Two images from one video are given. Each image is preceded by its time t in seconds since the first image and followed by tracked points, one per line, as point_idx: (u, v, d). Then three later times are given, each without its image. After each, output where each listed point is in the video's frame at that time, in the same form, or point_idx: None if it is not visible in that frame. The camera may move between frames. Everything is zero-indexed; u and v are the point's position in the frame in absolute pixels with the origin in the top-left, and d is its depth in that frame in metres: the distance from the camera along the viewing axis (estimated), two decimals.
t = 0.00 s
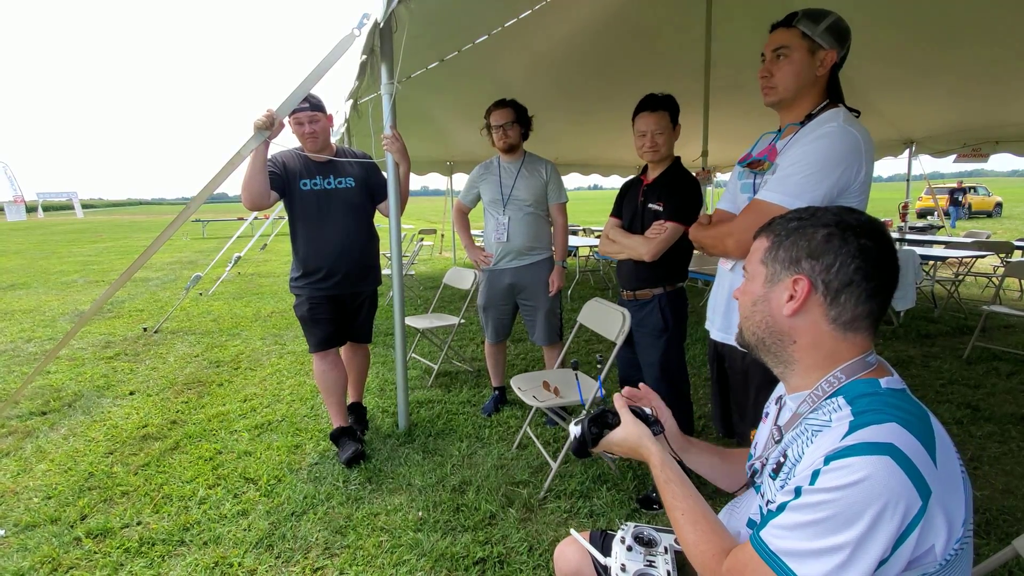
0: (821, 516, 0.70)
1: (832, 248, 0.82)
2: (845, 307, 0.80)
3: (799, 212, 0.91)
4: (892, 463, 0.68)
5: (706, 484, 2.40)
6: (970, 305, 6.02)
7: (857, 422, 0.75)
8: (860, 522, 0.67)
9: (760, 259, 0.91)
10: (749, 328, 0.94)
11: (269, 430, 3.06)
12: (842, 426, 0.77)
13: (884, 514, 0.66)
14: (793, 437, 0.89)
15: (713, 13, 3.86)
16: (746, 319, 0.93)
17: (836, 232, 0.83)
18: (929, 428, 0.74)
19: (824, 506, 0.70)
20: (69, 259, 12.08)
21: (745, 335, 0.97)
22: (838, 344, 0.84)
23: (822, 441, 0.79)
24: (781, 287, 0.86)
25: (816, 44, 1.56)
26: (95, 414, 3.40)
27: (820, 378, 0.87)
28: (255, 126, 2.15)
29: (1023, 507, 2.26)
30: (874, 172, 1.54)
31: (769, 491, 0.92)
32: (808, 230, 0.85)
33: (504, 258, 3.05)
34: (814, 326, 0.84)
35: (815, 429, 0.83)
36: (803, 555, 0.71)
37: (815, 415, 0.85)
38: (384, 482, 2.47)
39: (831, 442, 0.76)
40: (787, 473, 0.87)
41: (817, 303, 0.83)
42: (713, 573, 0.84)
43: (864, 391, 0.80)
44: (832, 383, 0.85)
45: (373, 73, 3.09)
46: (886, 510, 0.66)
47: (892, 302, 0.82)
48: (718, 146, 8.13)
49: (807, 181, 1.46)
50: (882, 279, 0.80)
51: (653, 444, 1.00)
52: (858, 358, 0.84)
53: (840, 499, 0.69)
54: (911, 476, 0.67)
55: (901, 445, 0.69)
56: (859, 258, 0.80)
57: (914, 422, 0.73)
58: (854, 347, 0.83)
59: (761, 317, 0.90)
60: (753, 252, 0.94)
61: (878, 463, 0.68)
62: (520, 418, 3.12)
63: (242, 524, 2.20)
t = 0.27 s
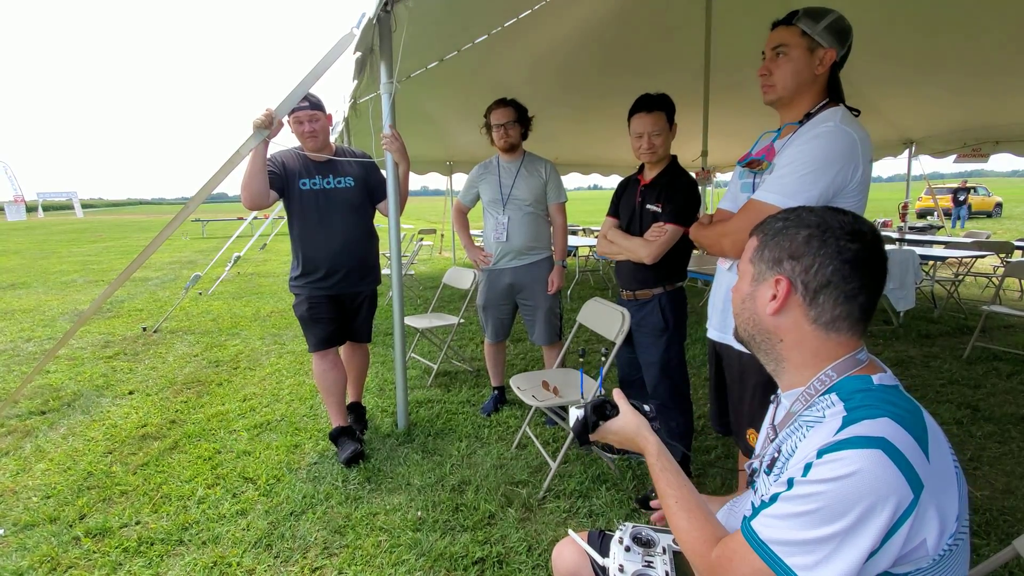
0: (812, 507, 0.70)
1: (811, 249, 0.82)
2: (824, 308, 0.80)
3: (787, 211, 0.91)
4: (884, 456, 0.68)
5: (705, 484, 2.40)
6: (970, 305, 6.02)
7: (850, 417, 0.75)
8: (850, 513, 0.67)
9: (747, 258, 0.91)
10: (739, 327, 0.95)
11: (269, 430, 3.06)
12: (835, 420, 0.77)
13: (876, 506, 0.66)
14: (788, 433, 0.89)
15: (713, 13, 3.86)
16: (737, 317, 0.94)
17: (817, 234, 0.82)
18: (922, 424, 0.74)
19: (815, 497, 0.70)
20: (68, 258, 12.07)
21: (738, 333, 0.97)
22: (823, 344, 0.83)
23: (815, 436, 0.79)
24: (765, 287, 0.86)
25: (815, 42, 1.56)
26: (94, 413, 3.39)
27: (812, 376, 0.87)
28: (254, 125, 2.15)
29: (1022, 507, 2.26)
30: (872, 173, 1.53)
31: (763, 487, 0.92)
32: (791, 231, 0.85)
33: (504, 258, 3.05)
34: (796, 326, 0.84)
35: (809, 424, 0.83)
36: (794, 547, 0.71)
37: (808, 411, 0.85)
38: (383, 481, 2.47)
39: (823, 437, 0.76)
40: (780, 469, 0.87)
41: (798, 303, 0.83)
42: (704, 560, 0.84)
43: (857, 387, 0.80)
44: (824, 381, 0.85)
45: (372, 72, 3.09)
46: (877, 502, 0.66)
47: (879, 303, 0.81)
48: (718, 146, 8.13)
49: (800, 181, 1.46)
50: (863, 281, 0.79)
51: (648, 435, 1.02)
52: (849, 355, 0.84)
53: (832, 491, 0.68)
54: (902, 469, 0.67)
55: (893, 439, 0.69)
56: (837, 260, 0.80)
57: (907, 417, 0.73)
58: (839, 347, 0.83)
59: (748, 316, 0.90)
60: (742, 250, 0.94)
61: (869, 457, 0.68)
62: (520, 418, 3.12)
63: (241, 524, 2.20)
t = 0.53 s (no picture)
0: (804, 506, 0.70)
1: (799, 254, 0.82)
2: (813, 312, 0.81)
3: (780, 214, 0.90)
4: (875, 457, 0.68)
5: (704, 485, 2.40)
6: (969, 306, 6.02)
7: (843, 417, 0.75)
8: (841, 513, 0.67)
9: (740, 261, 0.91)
10: (735, 327, 0.96)
11: (268, 431, 3.06)
12: (829, 421, 0.77)
13: (866, 506, 0.67)
14: (784, 434, 0.89)
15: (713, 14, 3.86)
16: (733, 319, 0.95)
17: (805, 239, 0.82)
18: (915, 425, 0.74)
19: (807, 497, 0.70)
20: (67, 259, 12.06)
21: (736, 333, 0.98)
22: (816, 347, 0.84)
23: (809, 436, 0.79)
24: (757, 290, 0.87)
25: (814, 44, 1.56)
26: (93, 415, 3.39)
27: (808, 377, 0.87)
28: (253, 126, 2.15)
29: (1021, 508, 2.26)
30: (870, 175, 1.54)
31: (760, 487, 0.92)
32: (780, 235, 0.85)
33: (503, 259, 3.05)
34: (788, 329, 0.85)
35: (804, 425, 0.83)
36: (786, 546, 0.71)
37: (804, 412, 0.85)
38: (382, 483, 2.46)
39: (817, 438, 0.76)
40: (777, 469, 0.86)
41: (788, 306, 0.83)
42: (701, 559, 0.84)
43: (852, 389, 0.79)
44: (818, 383, 0.85)
45: (371, 74, 3.09)
46: (869, 502, 0.66)
47: (871, 306, 0.81)
48: (717, 147, 8.14)
49: (796, 184, 1.47)
50: (852, 285, 0.79)
51: (651, 436, 1.02)
52: (844, 356, 0.84)
53: (824, 491, 0.69)
54: (894, 470, 0.67)
55: (884, 440, 0.69)
56: (824, 265, 0.80)
57: (900, 418, 0.73)
58: (832, 349, 0.83)
59: (743, 318, 0.91)
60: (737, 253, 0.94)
61: (861, 458, 0.68)
62: (519, 419, 3.11)
63: (240, 525, 2.19)
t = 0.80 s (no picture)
0: (812, 506, 0.70)
1: (806, 256, 0.82)
2: (823, 313, 0.81)
3: (778, 217, 0.91)
4: (884, 456, 0.68)
5: (702, 486, 2.40)
6: (966, 307, 6.03)
7: (850, 416, 0.75)
8: (850, 512, 0.67)
9: (742, 266, 0.91)
10: (738, 332, 0.95)
11: (265, 432, 3.06)
12: (835, 421, 0.77)
13: (876, 506, 0.67)
14: (788, 434, 0.89)
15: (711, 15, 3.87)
16: (735, 324, 0.94)
17: (810, 241, 0.83)
18: (921, 424, 0.74)
19: (816, 496, 0.70)
20: (65, 260, 12.05)
21: (738, 337, 0.97)
22: (823, 348, 0.84)
23: (815, 436, 0.79)
24: (763, 294, 0.86)
25: (811, 46, 1.57)
26: (91, 416, 3.39)
27: (813, 378, 0.88)
28: (252, 127, 2.15)
29: (1018, 508, 2.27)
30: (867, 177, 1.55)
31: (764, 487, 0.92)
32: (784, 238, 0.85)
33: (502, 261, 3.05)
34: (797, 331, 0.84)
35: (809, 426, 0.83)
36: (794, 545, 0.71)
37: (808, 412, 0.85)
38: (380, 484, 2.46)
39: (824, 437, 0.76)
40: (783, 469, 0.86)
41: (797, 309, 0.83)
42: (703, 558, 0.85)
43: (857, 389, 0.80)
44: (824, 384, 0.86)
45: (370, 75, 3.09)
46: (879, 502, 0.66)
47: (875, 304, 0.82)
48: (715, 148, 8.15)
49: (797, 186, 1.47)
50: (860, 284, 0.80)
51: (664, 441, 1.03)
52: (848, 358, 0.85)
53: (834, 490, 0.69)
54: (902, 469, 0.68)
55: (892, 439, 0.69)
56: (834, 265, 0.80)
57: (906, 418, 0.73)
58: (840, 349, 0.84)
59: (748, 323, 0.90)
60: (737, 257, 0.94)
61: (869, 457, 0.68)
62: (517, 420, 3.12)
63: (238, 527, 2.19)
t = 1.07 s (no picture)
0: (819, 508, 0.70)
1: (800, 260, 0.82)
2: (820, 316, 0.81)
3: (770, 221, 0.91)
4: (886, 456, 0.69)
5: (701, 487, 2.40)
6: (964, 308, 6.05)
7: (850, 417, 0.76)
8: (855, 513, 0.68)
9: (737, 271, 0.91)
10: (735, 336, 0.95)
11: (264, 433, 3.06)
12: (835, 422, 0.77)
13: (880, 507, 0.67)
14: (788, 436, 0.89)
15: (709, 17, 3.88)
16: (731, 329, 0.95)
17: (804, 244, 0.83)
18: (920, 424, 0.75)
19: (822, 499, 0.70)
20: (64, 261, 12.04)
21: (734, 341, 0.97)
22: (821, 350, 0.85)
23: (816, 437, 0.80)
24: (759, 299, 0.87)
25: (808, 48, 1.58)
26: (89, 417, 3.38)
27: (812, 379, 0.88)
28: (250, 129, 2.15)
29: (1015, 508, 2.28)
30: (864, 178, 1.56)
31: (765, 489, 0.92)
32: (777, 243, 0.86)
33: (501, 262, 3.05)
34: (794, 334, 0.85)
35: (809, 427, 0.84)
36: (801, 549, 0.71)
37: (807, 413, 0.85)
38: (379, 485, 2.47)
39: (825, 439, 0.77)
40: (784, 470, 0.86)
41: (794, 312, 0.84)
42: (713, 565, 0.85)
43: (856, 389, 0.80)
44: (822, 386, 0.86)
45: (368, 76, 3.10)
46: (882, 502, 0.67)
47: (868, 304, 0.83)
48: (714, 149, 8.17)
49: (794, 188, 1.48)
50: (854, 285, 0.81)
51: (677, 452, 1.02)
52: (845, 358, 0.85)
53: (839, 491, 0.69)
54: (905, 469, 0.68)
55: (894, 439, 0.70)
56: (827, 269, 0.81)
57: (905, 418, 0.74)
58: (837, 351, 0.84)
59: (745, 328, 0.91)
60: (730, 262, 0.94)
61: (872, 458, 0.69)
62: (516, 422, 3.12)
63: (236, 528, 2.19)
